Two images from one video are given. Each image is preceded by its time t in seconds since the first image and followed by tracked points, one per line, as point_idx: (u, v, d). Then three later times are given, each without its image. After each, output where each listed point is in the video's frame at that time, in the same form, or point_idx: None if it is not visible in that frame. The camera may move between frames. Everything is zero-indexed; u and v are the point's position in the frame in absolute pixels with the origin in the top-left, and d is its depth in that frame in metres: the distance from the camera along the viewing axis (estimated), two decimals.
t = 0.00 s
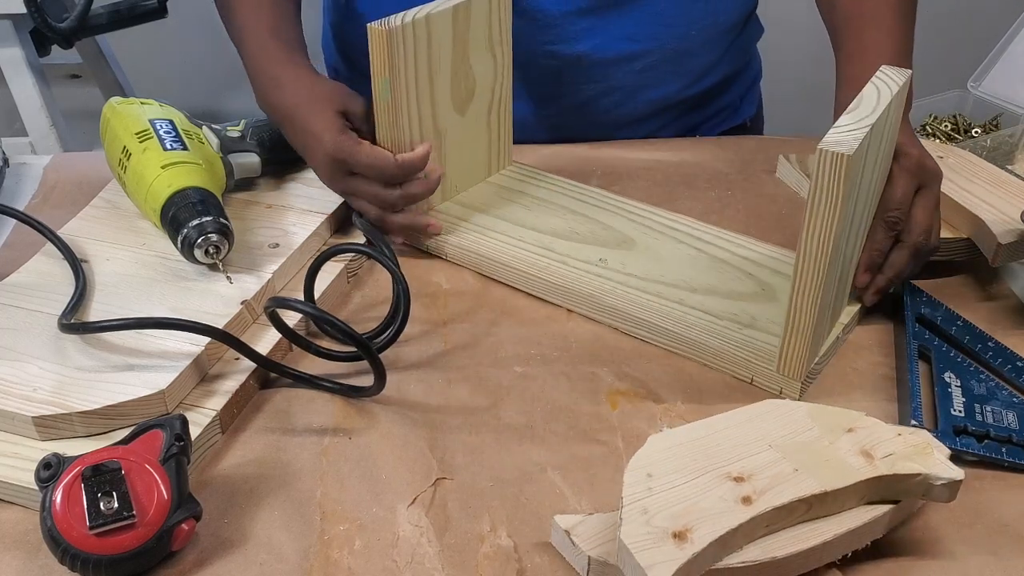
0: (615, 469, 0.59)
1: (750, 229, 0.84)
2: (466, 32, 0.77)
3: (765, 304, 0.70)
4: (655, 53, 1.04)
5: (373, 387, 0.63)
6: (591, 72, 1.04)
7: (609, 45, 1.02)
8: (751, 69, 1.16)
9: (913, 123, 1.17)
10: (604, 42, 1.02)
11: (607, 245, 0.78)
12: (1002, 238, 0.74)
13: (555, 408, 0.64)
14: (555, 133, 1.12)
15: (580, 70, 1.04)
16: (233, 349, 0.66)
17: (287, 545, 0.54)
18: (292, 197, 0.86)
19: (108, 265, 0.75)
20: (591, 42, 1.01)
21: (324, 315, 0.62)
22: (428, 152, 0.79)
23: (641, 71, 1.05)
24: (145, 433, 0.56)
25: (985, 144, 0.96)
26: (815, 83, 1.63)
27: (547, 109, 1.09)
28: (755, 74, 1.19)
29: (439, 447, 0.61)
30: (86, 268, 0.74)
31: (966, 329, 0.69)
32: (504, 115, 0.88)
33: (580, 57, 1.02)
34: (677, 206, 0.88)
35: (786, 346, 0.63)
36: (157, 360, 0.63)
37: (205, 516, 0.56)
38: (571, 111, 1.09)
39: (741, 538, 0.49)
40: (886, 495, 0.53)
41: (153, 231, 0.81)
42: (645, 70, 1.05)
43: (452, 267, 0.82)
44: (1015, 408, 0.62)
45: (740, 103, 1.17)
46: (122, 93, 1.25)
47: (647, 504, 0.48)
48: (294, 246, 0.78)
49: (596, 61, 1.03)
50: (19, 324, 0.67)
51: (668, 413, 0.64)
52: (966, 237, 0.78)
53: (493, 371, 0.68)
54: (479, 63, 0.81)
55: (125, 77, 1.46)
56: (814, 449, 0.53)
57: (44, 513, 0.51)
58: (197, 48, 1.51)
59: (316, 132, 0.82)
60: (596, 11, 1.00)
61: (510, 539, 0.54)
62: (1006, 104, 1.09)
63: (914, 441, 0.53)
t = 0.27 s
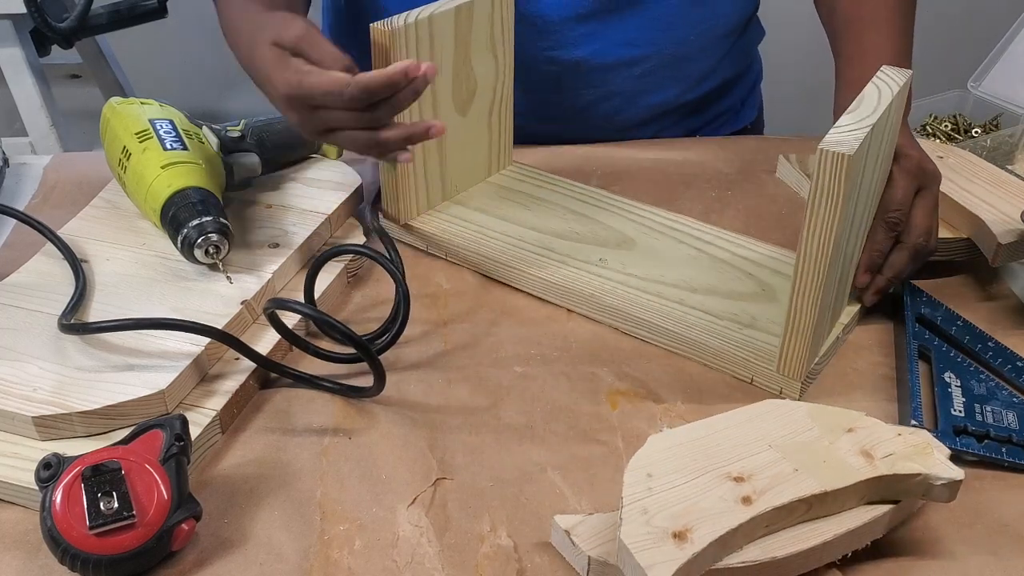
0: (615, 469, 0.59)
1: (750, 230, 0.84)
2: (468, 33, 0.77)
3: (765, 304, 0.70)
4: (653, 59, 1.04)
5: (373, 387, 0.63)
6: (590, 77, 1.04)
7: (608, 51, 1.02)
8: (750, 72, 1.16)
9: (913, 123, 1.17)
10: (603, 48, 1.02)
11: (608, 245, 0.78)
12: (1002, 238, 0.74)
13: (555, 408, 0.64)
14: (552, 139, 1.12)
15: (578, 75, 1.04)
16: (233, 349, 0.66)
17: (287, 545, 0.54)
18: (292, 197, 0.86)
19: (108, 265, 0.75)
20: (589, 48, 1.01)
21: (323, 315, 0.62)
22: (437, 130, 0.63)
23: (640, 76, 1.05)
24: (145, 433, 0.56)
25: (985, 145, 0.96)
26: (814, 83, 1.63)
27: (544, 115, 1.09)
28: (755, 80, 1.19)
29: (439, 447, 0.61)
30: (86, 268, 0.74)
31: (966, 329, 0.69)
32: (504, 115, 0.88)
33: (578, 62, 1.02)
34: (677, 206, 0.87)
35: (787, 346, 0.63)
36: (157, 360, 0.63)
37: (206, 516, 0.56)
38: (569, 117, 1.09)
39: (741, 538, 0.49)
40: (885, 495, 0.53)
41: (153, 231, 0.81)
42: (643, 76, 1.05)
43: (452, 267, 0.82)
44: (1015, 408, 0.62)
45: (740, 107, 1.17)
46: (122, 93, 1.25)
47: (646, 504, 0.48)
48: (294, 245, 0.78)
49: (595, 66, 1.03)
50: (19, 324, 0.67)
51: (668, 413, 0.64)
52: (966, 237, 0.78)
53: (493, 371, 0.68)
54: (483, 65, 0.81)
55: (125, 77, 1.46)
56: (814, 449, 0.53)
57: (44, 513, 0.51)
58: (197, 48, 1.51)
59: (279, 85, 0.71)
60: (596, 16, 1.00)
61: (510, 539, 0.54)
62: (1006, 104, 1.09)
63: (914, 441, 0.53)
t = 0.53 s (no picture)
0: (615, 469, 0.59)
1: (750, 230, 0.84)
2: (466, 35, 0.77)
3: (765, 304, 0.70)
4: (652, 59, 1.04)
5: (373, 387, 0.63)
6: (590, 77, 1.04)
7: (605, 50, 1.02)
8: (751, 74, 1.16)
9: (914, 123, 1.17)
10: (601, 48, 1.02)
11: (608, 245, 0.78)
12: (1002, 238, 0.74)
13: (554, 407, 0.64)
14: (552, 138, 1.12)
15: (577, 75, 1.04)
16: (233, 349, 0.66)
17: (287, 545, 0.54)
18: (292, 197, 0.86)
19: (108, 265, 0.75)
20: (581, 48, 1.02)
21: (323, 316, 0.62)
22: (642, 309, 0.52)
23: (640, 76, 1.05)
24: (145, 433, 0.56)
25: (985, 144, 0.96)
26: (814, 83, 1.64)
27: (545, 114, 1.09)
28: (757, 80, 1.19)
29: (440, 447, 0.61)
30: (86, 268, 0.74)
31: (966, 329, 0.69)
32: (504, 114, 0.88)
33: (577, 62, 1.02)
34: (677, 206, 0.88)
35: (786, 346, 0.63)
36: (157, 360, 0.63)
37: (206, 516, 0.56)
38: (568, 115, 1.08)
39: (741, 538, 0.49)
40: (885, 495, 0.53)
41: (153, 231, 0.81)
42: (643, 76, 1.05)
43: (452, 267, 0.82)
44: (1015, 408, 0.62)
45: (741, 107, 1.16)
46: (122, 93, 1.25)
47: (646, 504, 0.48)
48: (294, 246, 0.78)
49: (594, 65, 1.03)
50: (19, 324, 0.67)
51: (668, 413, 0.64)
52: (966, 237, 0.78)
53: (493, 371, 0.68)
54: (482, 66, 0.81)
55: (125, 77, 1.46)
56: (814, 449, 0.53)
57: (44, 513, 0.51)
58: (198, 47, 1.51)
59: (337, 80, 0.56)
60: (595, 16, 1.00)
61: (510, 539, 0.54)
62: (1005, 103, 1.09)
63: (913, 441, 0.53)
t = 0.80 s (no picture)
0: (615, 469, 0.59)
1: (750, 230, 0.84)
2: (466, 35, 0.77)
3: (766, 305, 0.70)
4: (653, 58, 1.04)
5: (373, 387, 0.63)
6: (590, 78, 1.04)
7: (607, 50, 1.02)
8: (750, 74, 1.16)
9: (914, 123, 1.17)
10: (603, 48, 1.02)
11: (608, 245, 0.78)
12: (1002, 238, 0.74)
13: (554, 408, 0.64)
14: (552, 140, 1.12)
15: (579, 75, 1.04)
16: (233, 349, 0.66)
17: (287, 545, 0.54)
18: (292, 197, 0.86)
19: (108, 265, 0.75)
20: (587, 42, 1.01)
21: (323, 316, 0.62)
22: (607, 352, 0.58)
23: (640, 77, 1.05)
24: (145, 433, 0.56)
25: (985, 144, 0.96)
26: (814, 83, 1.63)
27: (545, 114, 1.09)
28: (757, 80, 1.19)
29: (439, 447, 0.61)
30: (86, 268, 0.74)
31: (966, 329, 0.69)
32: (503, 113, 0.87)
33: (578, 63, 1.02)
34: (677, 206, 0.87)
35: (786, 346, 0.63)
36: (157, 360, 0.63)
37: (205, 516, 0.56)
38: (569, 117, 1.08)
39: (741, 537, 0.49)
40: (885, 495, 0.53)
41: (153, 231, 0.81)
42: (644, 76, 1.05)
43: (452, 268, 0.82)
44: (1015, 408, 0.62)
45: (741, 107, 1.16)
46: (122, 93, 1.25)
47: (647, 504, 0.48)
48: (294, 246, 0.78)
49: (596, 65, 1.03)
50: (19, 324, 0.67)
51: (668, 413, 0.64)
52: (966, 237, 0.78)
53: (493, 371, 0.68)
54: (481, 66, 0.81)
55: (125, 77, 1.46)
56: (814, 449, 0.53)
57: (44, 513, 0.51)
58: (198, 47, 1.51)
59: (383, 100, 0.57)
60: (596, 16, 0.99)
61: (510, 539, 0.54)
62: (1006, 103, 1.09)
63: (913, 441, 0.53)
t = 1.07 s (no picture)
0: (615, 469, 0.59)
1: (750, 230, 0.84)
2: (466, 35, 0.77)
3: (766, 305, 0.70)
4: (655, 61, 1.04)
5: (373, 387, 0.63)
6: (590, 78, 1.04)
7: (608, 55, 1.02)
8: (750, 74, 1.16)
9: (914, 123, 1.17)
10: (604, 50, 1.02)
11: (608, 246, 0.78)
12: (1002, 238, 0.74)
13: (554, 408, 0.64)
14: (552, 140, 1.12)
15: (579, 78, 1.04)
16: (233, 349, 0.66)
17: (287, 545, 0.54)
18: (292, 197, 0.86)
19: (108, 265, 0.75)
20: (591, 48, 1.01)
21: (323, 316, 0.62)
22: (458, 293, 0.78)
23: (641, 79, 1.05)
24: (145, 433, 0.56)
25: (985, 145, 0.96)
26: (814, 83, 1.63)
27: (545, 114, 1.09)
28: (756, 81, 1.19)
29: (440, 447, 0.61)
30: (86, 268, 0.74)
31: (966, 329, 0.69)
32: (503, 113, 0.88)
33: (580, 66, 1.02)
34: (677, 207, 0.87)
35: (787, 346, 0.63)
36: (157, 360, 0.63)
37: (206, 516, 0.56)
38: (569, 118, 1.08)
39: (741, 537, 0.49)
40: (885, 495, 0.53)
41: (153, 231, 0.81)
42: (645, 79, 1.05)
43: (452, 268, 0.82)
44: (1015, 408, 0.62)
45: (741, 107, 1.16)
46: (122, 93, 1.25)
47: (647, 504, 0.48)
48: (294, 245, 0.78)
49: (596, 66, 1.03)
50: (19, 324, 0.67)
51: (668, 413, 0.64)
52: (966, 237, 0.78)
53: (493, 371, 0.68)
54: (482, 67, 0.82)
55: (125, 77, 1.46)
56: (814, 449, 0.53)
57: (44, 513, 0.51)
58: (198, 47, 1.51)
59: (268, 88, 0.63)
60: (597, 17, 0.99)
61: (510, 539, 0.54)
62: (1006, 103, 1.09)
63: (914, 441, 0.53)
